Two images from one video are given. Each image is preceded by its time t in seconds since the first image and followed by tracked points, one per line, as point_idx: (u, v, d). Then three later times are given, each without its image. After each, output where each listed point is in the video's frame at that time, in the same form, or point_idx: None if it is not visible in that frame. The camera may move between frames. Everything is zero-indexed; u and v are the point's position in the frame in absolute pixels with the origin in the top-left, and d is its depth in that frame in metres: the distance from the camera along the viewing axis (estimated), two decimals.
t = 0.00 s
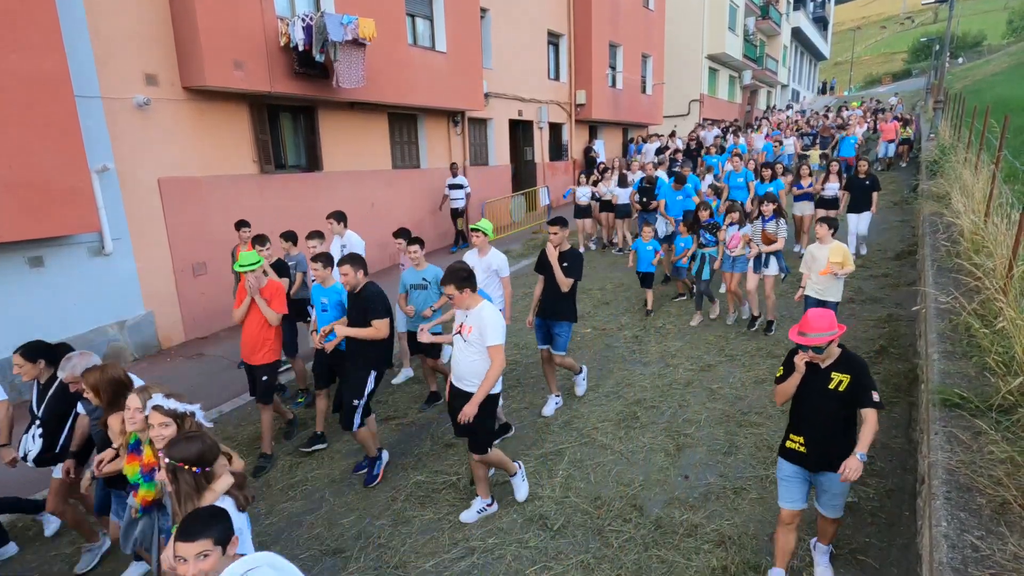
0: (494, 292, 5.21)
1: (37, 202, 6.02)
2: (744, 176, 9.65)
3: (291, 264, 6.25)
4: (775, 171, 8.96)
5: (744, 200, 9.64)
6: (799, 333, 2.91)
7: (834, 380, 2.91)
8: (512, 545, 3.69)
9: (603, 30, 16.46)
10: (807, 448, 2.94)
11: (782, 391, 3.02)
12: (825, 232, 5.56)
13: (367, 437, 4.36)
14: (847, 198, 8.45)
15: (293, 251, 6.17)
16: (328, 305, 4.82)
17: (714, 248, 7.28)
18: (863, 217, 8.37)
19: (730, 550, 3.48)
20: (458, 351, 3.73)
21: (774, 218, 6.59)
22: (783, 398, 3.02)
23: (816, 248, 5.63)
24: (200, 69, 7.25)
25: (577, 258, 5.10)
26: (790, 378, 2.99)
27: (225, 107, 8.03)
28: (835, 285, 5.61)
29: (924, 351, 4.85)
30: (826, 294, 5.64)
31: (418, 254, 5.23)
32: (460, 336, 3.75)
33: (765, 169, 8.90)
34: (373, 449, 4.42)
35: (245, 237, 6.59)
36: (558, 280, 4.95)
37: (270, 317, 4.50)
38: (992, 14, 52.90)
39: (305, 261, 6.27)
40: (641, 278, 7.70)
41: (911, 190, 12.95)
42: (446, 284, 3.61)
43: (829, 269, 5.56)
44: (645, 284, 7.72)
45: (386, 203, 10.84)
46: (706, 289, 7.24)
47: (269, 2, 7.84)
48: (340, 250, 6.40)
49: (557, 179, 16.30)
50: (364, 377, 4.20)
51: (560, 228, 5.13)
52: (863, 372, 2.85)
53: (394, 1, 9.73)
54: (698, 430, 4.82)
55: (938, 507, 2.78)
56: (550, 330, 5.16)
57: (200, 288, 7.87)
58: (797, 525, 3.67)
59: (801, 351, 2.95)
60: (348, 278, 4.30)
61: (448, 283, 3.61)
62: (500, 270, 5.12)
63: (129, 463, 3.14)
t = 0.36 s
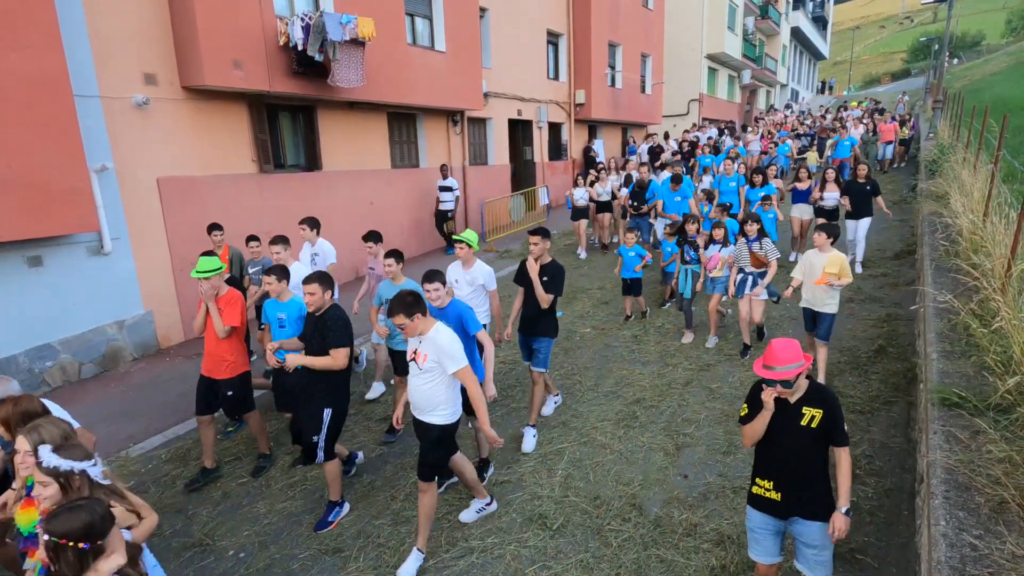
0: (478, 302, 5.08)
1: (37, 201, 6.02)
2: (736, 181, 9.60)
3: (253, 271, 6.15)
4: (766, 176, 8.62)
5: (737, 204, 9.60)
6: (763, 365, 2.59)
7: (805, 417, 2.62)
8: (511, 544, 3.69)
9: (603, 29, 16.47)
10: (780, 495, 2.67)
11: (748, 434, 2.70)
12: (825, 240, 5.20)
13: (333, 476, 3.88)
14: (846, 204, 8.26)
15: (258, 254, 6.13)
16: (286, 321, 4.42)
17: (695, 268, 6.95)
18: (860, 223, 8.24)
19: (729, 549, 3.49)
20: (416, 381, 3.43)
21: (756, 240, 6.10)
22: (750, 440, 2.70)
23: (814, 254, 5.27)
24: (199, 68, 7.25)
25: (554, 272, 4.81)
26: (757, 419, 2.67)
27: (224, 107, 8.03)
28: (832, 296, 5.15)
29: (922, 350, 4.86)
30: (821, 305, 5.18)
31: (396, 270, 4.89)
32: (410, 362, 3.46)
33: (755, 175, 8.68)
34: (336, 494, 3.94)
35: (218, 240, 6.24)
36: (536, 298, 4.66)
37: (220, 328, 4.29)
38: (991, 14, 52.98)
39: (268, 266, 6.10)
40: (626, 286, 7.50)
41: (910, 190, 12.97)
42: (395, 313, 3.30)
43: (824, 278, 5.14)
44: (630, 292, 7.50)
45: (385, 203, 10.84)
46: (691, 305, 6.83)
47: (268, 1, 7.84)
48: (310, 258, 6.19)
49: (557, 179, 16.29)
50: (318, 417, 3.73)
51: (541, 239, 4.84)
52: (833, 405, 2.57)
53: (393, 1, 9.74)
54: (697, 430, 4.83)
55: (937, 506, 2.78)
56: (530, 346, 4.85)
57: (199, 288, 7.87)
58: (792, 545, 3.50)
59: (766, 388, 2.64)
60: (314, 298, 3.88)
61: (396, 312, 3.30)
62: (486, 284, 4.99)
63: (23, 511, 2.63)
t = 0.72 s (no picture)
0: (453, 316, 4.64)
1: (36, 200, 6.02)
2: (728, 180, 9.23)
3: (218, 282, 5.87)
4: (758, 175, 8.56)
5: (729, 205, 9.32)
6: (758, 391, 2.44)
7: (798, 457, 2.45)
8: (510, 544, 3.69)
9: (602, 29, 16.46)
10: (763, 535, 2.53)
11: (731, 468, 2.51)
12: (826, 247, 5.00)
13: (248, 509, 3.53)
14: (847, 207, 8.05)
15: (224, 264, 5.84)
16: (240, 345, 4.01)
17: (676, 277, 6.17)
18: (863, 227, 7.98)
19: (729, 549, 3.49)
20: (359, 407, 3.19)
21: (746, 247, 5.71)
22: (732, 475, 2.51)
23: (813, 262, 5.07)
24: (198, 67, 7.24)
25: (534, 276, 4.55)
26: (742, 453, 2.48)
27: (223, 106, 8.02)
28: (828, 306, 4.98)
29: (922, 350, 4.86)
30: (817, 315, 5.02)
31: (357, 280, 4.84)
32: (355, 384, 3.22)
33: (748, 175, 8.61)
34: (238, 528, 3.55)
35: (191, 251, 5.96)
36: (525, 311, 4.47)
37: (170, 345, 4.04)
38: (990, 14, 52.96)
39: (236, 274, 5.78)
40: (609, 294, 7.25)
41: (909, 190, 12.98)
42: (332, 332, 3.04)
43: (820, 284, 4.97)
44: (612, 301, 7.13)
45: (384, 202, 10.83)
46: (678, 318, 6.37)
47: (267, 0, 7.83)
48: (281, 266, 5.84)
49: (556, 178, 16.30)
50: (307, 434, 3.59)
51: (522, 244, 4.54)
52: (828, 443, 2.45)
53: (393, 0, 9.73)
54: (697, 429, 4.83)
55: (936, 505, 2.79)
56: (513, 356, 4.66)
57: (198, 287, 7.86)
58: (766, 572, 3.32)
59: (757, 418, 2.48)
60: (270, 313, 3.51)
61: (333, 330, 3.04)
62: (459, 295, 4.55)
63: None
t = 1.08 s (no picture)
0: (422, 333, 4.28)
1: (35, 199, 6.01)
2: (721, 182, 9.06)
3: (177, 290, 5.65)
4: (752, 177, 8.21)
5: (722, 209, 9.11)
6: (751, 421, 2.21)
7: (794, 503, 2.20)
8: (509, 544, 3.69)
9: (601, 28, 16.46)
10: None
11: (723, 508, 2.31)
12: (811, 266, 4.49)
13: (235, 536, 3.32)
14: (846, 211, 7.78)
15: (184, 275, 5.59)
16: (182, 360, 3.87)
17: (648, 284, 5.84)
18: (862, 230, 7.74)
19: (727, 549, 3.49)
20: (280, 452, 2.82)
21: (733, 255, 5.21)
22: (721, 519, 2.32)
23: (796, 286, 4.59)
24: (197, 67, 7.23)
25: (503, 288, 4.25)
26: (734, 492, 2.28)
27: (222, 106, 8.02)
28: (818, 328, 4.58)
29: (920, 350, 4.87)
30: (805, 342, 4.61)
31: (309, 300, 4.40)
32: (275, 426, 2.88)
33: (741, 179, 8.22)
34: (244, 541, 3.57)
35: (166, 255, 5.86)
36: (501, 330, 4.18)
37: (106, 377, 3.66)
38: (989, 14, 53.00)
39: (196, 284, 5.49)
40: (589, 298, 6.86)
41: (907, 190, 12.99)
42: (245, 370, 2.69)
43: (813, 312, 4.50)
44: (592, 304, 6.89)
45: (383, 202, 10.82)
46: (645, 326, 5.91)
47: None
48: (245, 276, 5.50)
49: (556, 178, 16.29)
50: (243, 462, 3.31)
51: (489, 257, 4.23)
52: (827, 490, 2.14)
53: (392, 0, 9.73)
54: (696, 429, 4.84)
55: (934, 505, 2.79)
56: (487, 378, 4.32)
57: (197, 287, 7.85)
58: None
59: (750, 452, 2.24)
60: (207, 330, 3.29)
61: (247, 367, 2.69)
62: (428, 309, 4.26)
63: None
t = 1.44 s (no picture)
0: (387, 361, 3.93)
1: (33, 198, 6.00)
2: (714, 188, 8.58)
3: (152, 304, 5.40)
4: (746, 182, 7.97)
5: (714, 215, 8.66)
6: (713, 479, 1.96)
7: None
8: (508, 543, 3.69)
9: (600, 28, 16.44)
10: None
11: None
12: (802, 282, 4.07)
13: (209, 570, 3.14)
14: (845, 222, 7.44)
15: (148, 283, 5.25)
16: (115, 382, 3.46)
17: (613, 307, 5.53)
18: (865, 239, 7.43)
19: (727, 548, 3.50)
20: (207, 488, 2.60)
21: (711, 276, 4.79)
22: None
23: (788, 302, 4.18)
24: (196, 66, 7.22)
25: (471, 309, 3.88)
26: None
27: (221, 105, 8.00)
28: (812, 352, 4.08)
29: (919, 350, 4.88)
30: (789, 361, 4.13)
31: (256, 325, 3.91)
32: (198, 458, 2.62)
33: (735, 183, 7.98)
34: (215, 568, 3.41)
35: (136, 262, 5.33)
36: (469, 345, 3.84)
37: (21, 404, 3.40)
38: (989, 15, 53.03)
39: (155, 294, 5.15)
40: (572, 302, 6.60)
41: (907, 190, 12.99)
42: (161, 397, 2.40)
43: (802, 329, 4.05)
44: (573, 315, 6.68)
45: (382, 202, 10.81)
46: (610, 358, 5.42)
47: None
48: (199, 294, 5.14)
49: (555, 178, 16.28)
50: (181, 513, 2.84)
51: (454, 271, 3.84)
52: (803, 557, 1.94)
53: None
54: (695, 428, 4.84)
55: (933, 505, 2.80)
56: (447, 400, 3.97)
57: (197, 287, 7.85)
58: None
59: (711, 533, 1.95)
60: (139, 358, 3.08)
61: (165, 398, 2.40)
62: (394, 338, 3.90)
63: None
